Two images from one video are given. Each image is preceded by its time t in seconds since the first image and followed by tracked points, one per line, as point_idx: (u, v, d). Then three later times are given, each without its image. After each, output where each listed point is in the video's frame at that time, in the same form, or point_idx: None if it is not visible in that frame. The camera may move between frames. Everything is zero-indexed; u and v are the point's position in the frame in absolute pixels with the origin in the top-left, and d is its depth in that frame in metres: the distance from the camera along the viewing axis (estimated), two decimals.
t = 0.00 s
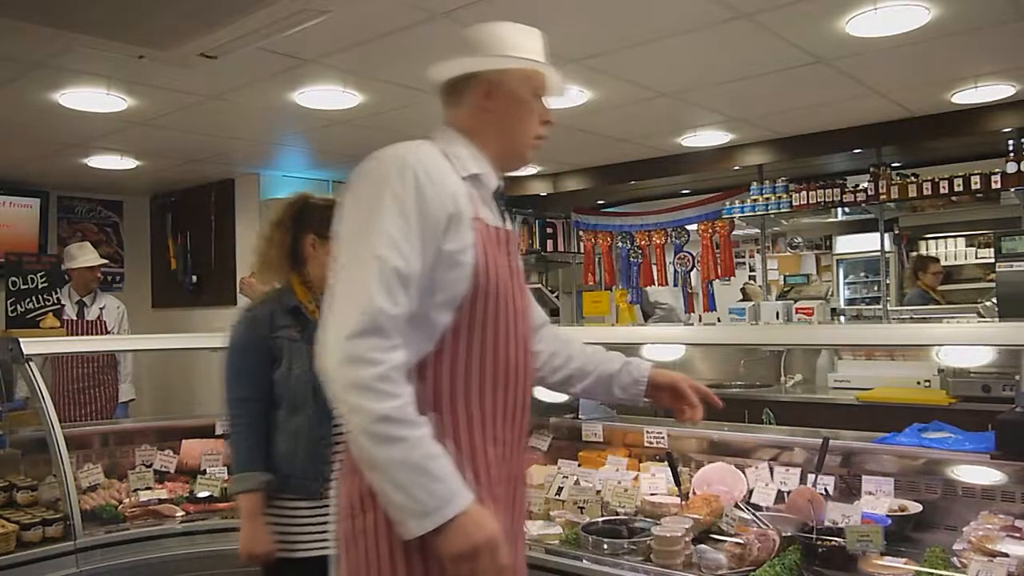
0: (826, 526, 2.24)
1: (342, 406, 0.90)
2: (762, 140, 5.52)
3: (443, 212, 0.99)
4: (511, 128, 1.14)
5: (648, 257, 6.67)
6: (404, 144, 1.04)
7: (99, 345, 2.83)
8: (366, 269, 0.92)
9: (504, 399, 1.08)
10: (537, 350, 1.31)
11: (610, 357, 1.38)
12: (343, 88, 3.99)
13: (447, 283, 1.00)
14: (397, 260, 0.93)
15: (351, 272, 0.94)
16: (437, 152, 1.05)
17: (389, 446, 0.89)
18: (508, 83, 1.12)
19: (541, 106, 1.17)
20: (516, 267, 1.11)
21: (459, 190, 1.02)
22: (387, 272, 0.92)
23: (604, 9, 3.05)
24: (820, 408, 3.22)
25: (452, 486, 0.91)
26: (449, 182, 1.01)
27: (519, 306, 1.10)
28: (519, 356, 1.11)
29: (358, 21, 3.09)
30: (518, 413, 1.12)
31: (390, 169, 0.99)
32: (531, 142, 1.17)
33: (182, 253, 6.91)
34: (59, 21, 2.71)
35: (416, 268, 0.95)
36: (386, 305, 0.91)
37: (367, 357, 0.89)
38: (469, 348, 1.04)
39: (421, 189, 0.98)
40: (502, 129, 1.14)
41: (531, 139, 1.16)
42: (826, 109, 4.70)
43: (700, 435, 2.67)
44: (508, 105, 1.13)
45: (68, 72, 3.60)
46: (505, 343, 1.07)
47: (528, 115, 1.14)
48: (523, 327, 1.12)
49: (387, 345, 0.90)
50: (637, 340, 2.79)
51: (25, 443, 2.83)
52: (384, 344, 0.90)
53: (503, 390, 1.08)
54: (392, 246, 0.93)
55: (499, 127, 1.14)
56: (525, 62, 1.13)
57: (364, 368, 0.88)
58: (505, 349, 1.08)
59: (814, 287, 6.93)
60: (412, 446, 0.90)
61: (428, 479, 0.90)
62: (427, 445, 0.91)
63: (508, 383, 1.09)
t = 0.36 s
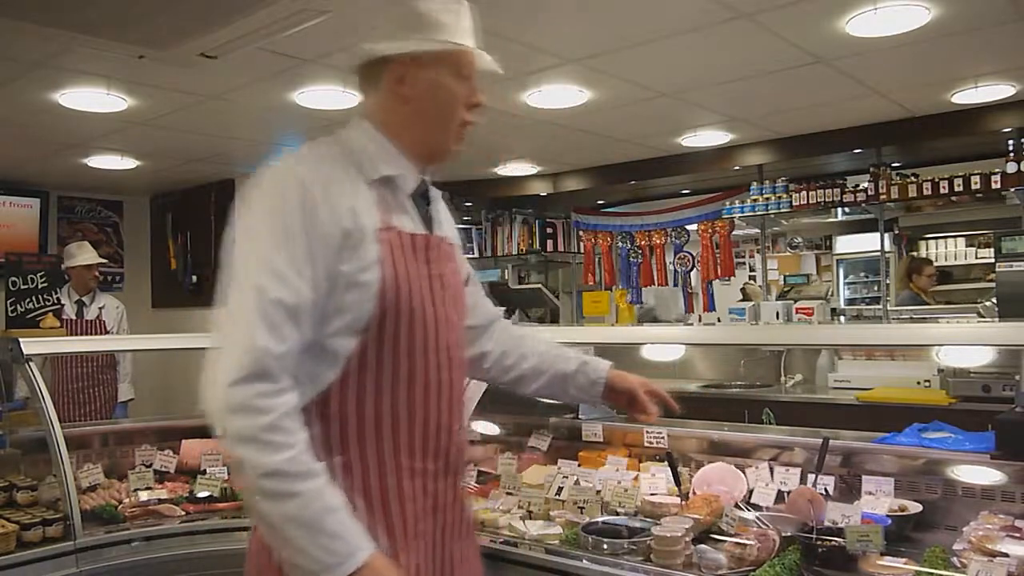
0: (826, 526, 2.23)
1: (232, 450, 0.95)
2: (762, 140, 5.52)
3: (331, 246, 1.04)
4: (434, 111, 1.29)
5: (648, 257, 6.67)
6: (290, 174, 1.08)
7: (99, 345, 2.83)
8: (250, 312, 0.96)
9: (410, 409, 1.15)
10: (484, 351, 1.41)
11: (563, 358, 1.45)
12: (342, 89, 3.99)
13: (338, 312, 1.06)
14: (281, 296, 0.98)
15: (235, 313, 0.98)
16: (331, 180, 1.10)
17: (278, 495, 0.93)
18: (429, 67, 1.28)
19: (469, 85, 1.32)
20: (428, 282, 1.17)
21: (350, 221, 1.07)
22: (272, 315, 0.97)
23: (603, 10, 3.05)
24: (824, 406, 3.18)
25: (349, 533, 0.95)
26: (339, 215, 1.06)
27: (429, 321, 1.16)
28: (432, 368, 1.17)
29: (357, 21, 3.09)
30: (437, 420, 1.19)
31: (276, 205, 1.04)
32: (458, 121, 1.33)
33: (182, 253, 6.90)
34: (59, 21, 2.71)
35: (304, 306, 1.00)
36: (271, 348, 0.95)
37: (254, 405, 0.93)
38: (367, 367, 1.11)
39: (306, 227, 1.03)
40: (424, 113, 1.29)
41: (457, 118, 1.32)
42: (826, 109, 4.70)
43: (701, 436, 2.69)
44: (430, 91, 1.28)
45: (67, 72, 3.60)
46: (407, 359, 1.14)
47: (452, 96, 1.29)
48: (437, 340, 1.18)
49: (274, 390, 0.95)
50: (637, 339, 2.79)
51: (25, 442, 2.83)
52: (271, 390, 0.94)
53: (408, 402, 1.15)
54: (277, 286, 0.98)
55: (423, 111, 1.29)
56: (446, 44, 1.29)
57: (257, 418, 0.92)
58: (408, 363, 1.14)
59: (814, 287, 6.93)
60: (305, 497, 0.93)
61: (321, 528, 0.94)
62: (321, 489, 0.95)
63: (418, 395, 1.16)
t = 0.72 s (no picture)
0: (826, 526, 2.23)
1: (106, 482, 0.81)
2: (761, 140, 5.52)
3: (220, 245, 0.86)
4: (347, 99, 0.98)
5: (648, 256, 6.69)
6: (178, 159, 0.91)
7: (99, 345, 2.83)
8: (118, 322, 0.81)
9: (332, 438, 0.92)
10: (465, 324, 1.22)
11: (559, 305, 1.20)
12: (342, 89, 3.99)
13: (234, 318, 0.88)
14: (154, 307, 0.81)
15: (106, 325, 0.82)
16: (224, 167, 0.92)
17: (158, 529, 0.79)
18: (333, 46, 0.96)
19: (386, 60, 0.99)
20: (352, 281, 0.95)
21: (241, 213, 0.89)
22: (140, 323, 0.80)
23: (603, 9, 3.05)
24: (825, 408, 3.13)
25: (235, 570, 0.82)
26: (228, 205, 0.88)
27: (352, 329, 0.93)
28: (361, 388, 0.94)
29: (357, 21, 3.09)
30: (374, 450, 0.96)
31: (151, 194, 0.87)
32: (379, 111, 1.01)
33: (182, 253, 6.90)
34: (59, 20, 2.71)
35: (186, 316, 0.83)
36: (141, 364, 0.79)
37: (121, 428, 0.78)
38: (275, 387, 0.89)
39: (185, 219, 0.85)
40: (338, 103, 0.98)
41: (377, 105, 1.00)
42: (826, 109, 4.70)
43: (701, 436, 2.70)
44: (336, 72, 0.97)
45: (67, 72, 3.60)
46: (326, 376, 0.91)
47: (370, 80, 0.98)
48: (368, 354, 0.94)
49: (149, 410, 0.80)
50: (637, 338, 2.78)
51: (25, 443, 2.83)
52: (143, 410, 0.79)
53: (331, 430, 0.92)
54: (149, 291, 0.81)
55: (333, 103, 0.98)
56: (350, 18, 0.96)
57: (123, 443, 0.78)
58: (339, 373, 0.92)
59: (814, 287, 6.94)
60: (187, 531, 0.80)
61: (201, 566, 0.80)
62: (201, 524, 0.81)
63: (350, 415, 0.93)
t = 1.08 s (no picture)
0: (826, 526, 2.23)
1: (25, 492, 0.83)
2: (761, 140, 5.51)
3: (138, 251, 0.85)
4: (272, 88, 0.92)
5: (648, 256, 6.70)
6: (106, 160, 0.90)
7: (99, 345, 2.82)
8: (35, 332, 0.82)
9: (271, 445, 0.90)
10: (470, 302, 1.16)
11: (574, 290, 1.10)
12: (342, 88, 3.99)
13: (162, 324, 0.88)
14: (65, 319, 0.80)
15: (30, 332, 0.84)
16: (151, 164, 0.90)
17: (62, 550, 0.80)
18: (250, 33, 0.91)
19: (313, 41, 0.93)
20: (290, 280, 0.92)
21: (157, 216, 0.86)
22: (50, 335, 0.80)
23: (603, 9, 3.05)
24: (824, 408, 3.11)
25: None
26: (147, 207, 0.86)
27: (288, 332, 0.90)
28: (304, 391, 0.91)
29: (356, 21, 3.09)
30: (323, 457, 0.93)
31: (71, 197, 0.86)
32: (314, 96, 0.94)
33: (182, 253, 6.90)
34: (59, 20, 2.71)
35: (102, 327, 0.82)
36: (49, 377, 0.79)
37: (35, 443, 0.80)
38: (207, 395, 0.88)
39: (99, 224, 0.84)
40: (265, 93, 0.93)
41: (308, 89, 0.93)
42: (826, 109, 4.70)
43: (701, 436, 2.70)
44: (256, 60, 0.92)
45: (67, 72, 3.60)
46: (260, 381, 0.89)
47: (296, 63, 0.92)
48: (310, 355, 0.91)
49: (57, 424, 0.80)
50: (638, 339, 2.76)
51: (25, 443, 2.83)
52: (51, 424, 0.79)
53: (268, 437, 0.90)
54: (61, 302, 0.81)
55: (258, 93, 0.93)
56: None
57: (32, 457, 0.79)
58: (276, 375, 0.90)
59: (814, 287, 6.94)
60: (86, 551, 0.80)
61: None
62: (109, 542, 0.81)
63: (291, 419, 0.90)
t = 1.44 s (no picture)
0: (825, 526, 2.23)
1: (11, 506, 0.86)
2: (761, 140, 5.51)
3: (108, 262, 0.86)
4: (230, 79, 0.92)
5: (648, 257, 6.72)
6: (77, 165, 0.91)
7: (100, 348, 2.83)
8: (13, 348, 0.84)
9: (255, 447, 0.90)
10: (461, 290, 1.15)
11: (570, 279, 1.10)
12: (342, 88, 3.99)
13: (140, 331, 0.89)
14: (40, 336, 0.83)
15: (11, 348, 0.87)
16: (123, 171, 0.91)
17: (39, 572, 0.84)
18: (209, 26, 0.92)
19: (275, 30, 0.92)
20: (268, 280, 0.92)
21: (128, 224, 0.87)
22: (26, 354, 0.83)
23: (603, 9, 3.05)
24: (824, 408, 3.09)
25: None
26: (119, 216, 0.87)
27: (267, 332, 0.90)
28: (287, 391, 0.91)
29: (357, 21, 3.09)
30: (310, 456, 0.93)
31: (44, 209, 0.88)
32: (276, 86, 0.93)
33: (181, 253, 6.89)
34: (59, 21, 2.71)
35: (77, 342, 0.84)
36: (26, 397, 0.82)
37: (9, 462, 0.83)
38: (190, 398, 0.89)
39: (71, 238, 0.85)
40: (226, 86, 0.93)
41: (268, 80, 0.92)
42: (825, 109, 4.71)
43: (701, 436, 2.69)
44: (216, 52, 0.92)
45: (68, 72, 3.61)
46: (243, 383, 0.89)
47: (254, 55, 0.91)
48: (292, 355, 0.91)
49: (34, 446, 0.83)
50: (637, 338, 2.85)
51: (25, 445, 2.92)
52: (28, 446, 0.83)
53: (252, 438, 0.90)
54: (36, 319, 0.83)
55: (218, 85, 0.93)
56: None
57: (10, 477, 0.83)
58: (256, 375, 0.89)
59: (814, 287, 6.94)
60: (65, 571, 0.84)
61: None
62: (87, 563, 0.86)
63: (276, 419, 0.90)
